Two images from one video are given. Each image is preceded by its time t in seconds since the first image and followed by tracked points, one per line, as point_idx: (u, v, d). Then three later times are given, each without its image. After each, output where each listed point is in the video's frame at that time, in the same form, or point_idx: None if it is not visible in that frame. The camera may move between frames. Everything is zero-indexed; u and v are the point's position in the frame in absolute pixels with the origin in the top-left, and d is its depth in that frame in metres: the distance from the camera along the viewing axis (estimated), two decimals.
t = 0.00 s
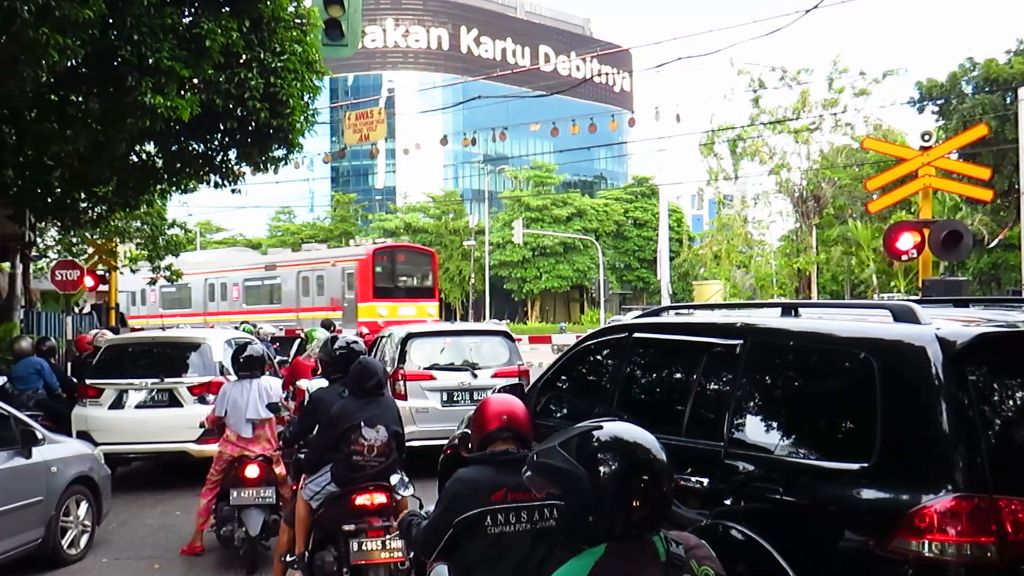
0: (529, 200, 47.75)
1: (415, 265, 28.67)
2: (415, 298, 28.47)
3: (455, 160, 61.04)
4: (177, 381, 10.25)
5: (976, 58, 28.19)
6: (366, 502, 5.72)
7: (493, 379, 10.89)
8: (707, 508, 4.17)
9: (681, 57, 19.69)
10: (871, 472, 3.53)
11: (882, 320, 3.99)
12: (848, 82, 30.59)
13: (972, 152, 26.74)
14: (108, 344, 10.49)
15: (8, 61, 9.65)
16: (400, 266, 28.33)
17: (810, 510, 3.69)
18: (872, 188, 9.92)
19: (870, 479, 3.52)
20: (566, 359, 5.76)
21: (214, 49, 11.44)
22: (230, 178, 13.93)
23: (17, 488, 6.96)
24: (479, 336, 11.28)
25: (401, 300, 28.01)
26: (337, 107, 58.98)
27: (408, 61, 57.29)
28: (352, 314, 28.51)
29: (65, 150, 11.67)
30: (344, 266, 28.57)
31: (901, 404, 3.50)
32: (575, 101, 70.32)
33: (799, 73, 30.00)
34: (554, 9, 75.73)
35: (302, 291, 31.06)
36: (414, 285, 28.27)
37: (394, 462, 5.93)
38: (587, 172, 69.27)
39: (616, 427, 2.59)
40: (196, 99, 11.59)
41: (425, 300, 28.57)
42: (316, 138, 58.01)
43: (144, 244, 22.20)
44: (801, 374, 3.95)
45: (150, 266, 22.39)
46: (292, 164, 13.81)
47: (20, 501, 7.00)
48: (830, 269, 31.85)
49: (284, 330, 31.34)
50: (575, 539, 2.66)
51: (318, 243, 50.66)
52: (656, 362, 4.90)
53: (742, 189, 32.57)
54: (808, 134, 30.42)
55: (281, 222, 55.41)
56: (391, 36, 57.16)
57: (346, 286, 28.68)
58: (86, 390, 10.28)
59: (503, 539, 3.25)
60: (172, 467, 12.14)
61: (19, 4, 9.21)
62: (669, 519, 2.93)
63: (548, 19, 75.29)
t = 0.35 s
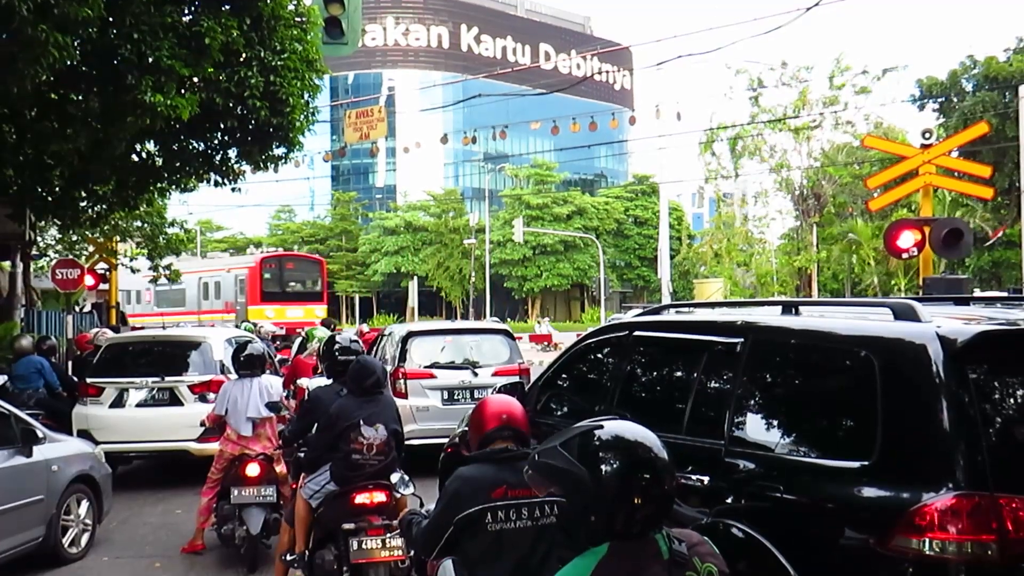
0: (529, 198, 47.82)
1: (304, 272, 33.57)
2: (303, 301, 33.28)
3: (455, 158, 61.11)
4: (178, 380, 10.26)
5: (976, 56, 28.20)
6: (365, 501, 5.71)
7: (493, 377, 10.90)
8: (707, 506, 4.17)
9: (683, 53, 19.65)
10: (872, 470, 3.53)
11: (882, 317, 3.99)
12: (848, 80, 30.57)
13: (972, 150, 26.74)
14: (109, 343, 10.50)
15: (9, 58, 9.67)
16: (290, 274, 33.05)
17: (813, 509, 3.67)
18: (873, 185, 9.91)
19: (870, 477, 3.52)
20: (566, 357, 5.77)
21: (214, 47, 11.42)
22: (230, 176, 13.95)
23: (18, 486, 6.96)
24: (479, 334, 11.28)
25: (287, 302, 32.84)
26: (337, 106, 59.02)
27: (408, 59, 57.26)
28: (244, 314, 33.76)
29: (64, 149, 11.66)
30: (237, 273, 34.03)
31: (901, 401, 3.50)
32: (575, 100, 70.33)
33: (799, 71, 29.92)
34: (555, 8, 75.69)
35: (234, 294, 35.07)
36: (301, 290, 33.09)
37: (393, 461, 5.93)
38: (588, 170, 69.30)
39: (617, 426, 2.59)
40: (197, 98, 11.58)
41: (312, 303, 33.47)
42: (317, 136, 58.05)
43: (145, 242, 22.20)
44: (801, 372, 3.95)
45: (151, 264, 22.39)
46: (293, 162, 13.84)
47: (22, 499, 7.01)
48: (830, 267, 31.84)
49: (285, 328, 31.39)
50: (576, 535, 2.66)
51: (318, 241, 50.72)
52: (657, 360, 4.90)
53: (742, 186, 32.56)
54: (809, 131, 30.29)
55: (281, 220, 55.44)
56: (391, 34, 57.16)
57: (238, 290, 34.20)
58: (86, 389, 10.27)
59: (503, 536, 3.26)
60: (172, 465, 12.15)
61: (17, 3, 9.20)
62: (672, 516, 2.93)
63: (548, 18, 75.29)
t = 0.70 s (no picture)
0: (530, 196, 47.80)
1: (213, 277, 34.69)
2: (211, 306, 34.64)
3: (455, 156, 61.07)
4: (178, 378, 10.25)
5: (976, 53, 28.17)
6: (366, 498, 5.72)
7: (494, 375, 10.90)
8: (708, 504, 4.17)
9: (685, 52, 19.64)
10: (873, 467, 3.53)
11: (883, 315, 3.99)
12: (848, 78, 30.53)
13: (973, 148, 26.71)
14: (109, 341, 10.52)
15: (9, 56, 9.66)
16: (200, 280, 34.41)
17: (814, 506, 3.67)
18: (873, 182, 9.87)
19: (871, 474, 3.52)
20: (567, 355, 5.76)
21: (214, 44, 11.40)
22: (230, 174, 13.95)
23: (19, 484, 6.97)
24: (479, 332, 11.27)
25: (194, 305, 34.23)
26: (338, 104, 58.99)
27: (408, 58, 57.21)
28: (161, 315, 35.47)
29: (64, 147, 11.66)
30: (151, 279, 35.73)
31: (903, 399, 3.50)
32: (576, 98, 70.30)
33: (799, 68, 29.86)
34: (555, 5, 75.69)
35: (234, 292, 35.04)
36: (210, 294, 34.69)
37: (393, 459, 5.94)
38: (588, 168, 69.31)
39: (621, 423, 2.59)
40: (197, 95, 11.58)
41: (222, 307, 34.73)
42: (317, 134, 58.06)
43: (145, 241, 22.19)
44: (803, 370, 3.94)
45: (152, 262, 22.40)
46: (293, 160, 13.84)
47: (23, 497, 7.02)
48: (830, 265, 31.87)
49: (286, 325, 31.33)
50: (578, 533, 2.66)
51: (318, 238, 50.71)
52: (657, 358, 4.90)
53: (742, 184, 32.53)
54: (810, 130, 30.31)
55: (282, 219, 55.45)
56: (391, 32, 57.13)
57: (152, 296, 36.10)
58: (87, 387, 10.27)
59: (505, 533, 3.26)
60: (173, 463, 12.16)
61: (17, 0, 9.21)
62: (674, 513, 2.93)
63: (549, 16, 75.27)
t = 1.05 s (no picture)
0: (530, 195, 47.84)
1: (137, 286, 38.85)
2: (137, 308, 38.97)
3: (455, 155, 61.09)
4: (178, 377, 10.25)
5: (976, 53, 28.19)
6: (365, 497, 5.72)
7: (493, 374, 10.90)
8: (708, 502, 4.17)
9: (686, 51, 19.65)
10: (872, 466, 3.53)
11: (882, 313, 3.99)
12: (848, 77, 30.55)
13: (973, 147, 26.74)
14: (109, 340, 10.52)
15: (10, 55, 9.68)
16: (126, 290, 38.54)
17: (814, 504, 3.67)
18: (872, 181, 9.85)
19: (871, 473, 3.52)
20: (567, 354, 5.76)
21: (214, 43, 11.39)
22: (230, 173, 13.97)
23: (19, 483, 6.97)
24: (479, 331, 11.25)
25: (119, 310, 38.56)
26: (337, 103, 59.05)
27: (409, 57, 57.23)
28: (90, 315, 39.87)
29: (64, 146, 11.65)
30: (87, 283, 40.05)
31: (903, 399, 3.50)
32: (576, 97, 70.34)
33: (798, 68, 29.89)
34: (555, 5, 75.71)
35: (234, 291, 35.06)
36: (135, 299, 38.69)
37: (393, 458, 5.94)
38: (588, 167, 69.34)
39: (622, 421, 2.58)
40: (196, 94, 11.58)
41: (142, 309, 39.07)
42: (317, 133, 58.11)
43: (145, 240, 22.21)
44: (803, 368, 3.94)
45: (152, 262, 22.42)
46: (293, 159, 13.86)
47: (23, 497, 7.02)
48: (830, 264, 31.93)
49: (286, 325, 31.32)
50: (578, 531, 2.65)
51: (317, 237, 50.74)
52: (657, 357, 4.90)
53: (742, 183, 32.56)
54: (810, 129, 30.35)
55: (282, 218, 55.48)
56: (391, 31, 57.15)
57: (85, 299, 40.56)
58: (87, 386, 10.27)
59: (504, 532, 3.27)
60: (172, 462, 12.17)
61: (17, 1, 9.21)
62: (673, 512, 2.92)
63: (549, 15, 75.28)
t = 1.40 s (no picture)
0: (529, 194, 47.83)
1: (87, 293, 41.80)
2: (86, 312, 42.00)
3: (455, 154, 61.10)
4: (178, 376, 10.25)
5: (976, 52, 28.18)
6: (364, 497, 5.73)
7: (493, 374, 10.91)
8: (707, 502, 4.17)
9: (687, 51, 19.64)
10: (871, 466, 3.53)
11: (882, 313, 3.99)
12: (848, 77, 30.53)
13: (973, 146, 26.76)
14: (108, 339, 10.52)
15: (9, 54, 9.68)
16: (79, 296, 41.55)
17: (813, 503, 3.67)
18: (873, 179, 9.85)
19: (870, 472, 3.52)
20: (567, 352, 5.75)
21: (213, 43, 11.38)
22: (230, 172, 13.98)
23: (19, 482, 6.97)
24: (479, 330, 11.24)
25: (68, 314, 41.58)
26: (337, 102, 59.06)
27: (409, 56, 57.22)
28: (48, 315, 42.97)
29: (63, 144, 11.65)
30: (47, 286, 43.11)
31: (903, 399, 3.50)
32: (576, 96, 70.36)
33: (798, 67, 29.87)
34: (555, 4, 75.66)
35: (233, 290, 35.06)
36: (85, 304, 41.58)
37: (392, 457, 5.94)
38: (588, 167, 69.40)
39: (621, 419, 2.58)
40: (196, 93, 11.59)
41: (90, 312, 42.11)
42: (317, 132, 58.12)
43: (145, 239, 22.23)
44: (802, 368, 3.94)
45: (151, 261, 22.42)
46: (293, 158, 13.87)
47: (23, 496, 7.02)
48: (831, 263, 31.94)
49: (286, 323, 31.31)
50: (575, 527, 2.65)
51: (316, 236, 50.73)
52: (656, 356, 4.90)
53: (741, 182, 32.56)
54: (809, 128, 30.36)
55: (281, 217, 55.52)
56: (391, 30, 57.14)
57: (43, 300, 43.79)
58: (86, 385, 10.26)
59: (503, 531, 3.28)
60: (173, 461, 12.17)
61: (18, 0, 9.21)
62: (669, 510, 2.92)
63: (549, 14, 75.24)
